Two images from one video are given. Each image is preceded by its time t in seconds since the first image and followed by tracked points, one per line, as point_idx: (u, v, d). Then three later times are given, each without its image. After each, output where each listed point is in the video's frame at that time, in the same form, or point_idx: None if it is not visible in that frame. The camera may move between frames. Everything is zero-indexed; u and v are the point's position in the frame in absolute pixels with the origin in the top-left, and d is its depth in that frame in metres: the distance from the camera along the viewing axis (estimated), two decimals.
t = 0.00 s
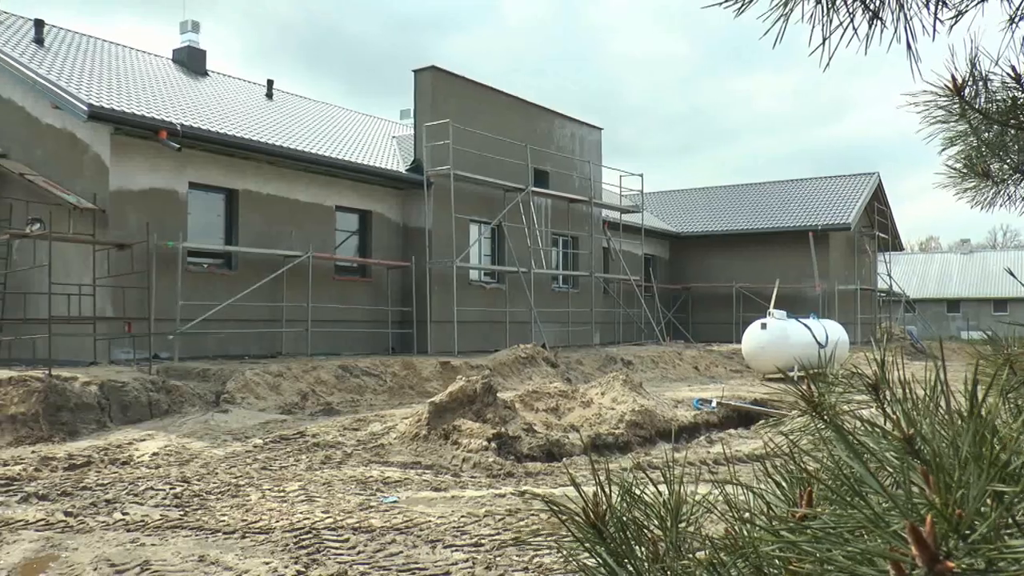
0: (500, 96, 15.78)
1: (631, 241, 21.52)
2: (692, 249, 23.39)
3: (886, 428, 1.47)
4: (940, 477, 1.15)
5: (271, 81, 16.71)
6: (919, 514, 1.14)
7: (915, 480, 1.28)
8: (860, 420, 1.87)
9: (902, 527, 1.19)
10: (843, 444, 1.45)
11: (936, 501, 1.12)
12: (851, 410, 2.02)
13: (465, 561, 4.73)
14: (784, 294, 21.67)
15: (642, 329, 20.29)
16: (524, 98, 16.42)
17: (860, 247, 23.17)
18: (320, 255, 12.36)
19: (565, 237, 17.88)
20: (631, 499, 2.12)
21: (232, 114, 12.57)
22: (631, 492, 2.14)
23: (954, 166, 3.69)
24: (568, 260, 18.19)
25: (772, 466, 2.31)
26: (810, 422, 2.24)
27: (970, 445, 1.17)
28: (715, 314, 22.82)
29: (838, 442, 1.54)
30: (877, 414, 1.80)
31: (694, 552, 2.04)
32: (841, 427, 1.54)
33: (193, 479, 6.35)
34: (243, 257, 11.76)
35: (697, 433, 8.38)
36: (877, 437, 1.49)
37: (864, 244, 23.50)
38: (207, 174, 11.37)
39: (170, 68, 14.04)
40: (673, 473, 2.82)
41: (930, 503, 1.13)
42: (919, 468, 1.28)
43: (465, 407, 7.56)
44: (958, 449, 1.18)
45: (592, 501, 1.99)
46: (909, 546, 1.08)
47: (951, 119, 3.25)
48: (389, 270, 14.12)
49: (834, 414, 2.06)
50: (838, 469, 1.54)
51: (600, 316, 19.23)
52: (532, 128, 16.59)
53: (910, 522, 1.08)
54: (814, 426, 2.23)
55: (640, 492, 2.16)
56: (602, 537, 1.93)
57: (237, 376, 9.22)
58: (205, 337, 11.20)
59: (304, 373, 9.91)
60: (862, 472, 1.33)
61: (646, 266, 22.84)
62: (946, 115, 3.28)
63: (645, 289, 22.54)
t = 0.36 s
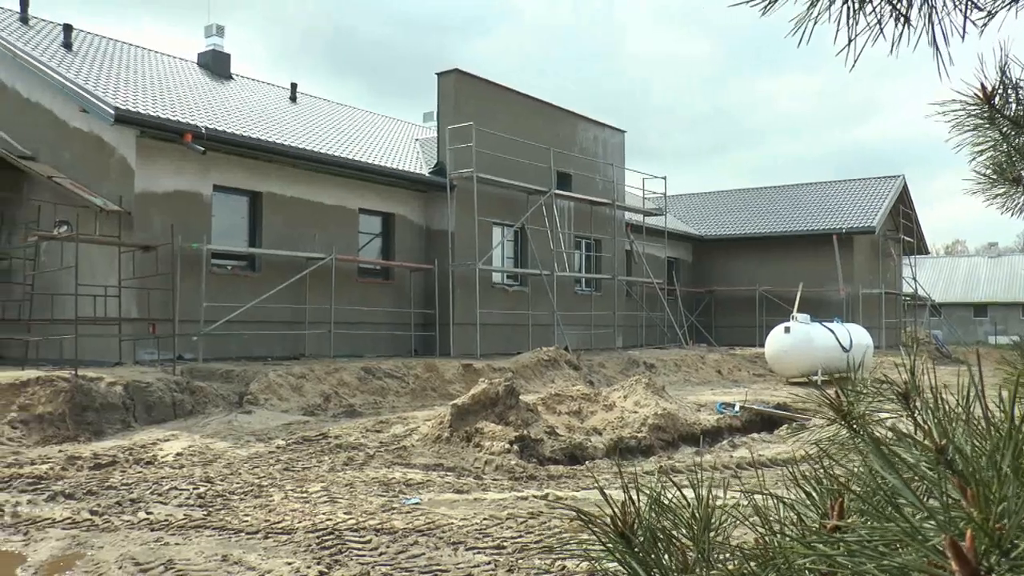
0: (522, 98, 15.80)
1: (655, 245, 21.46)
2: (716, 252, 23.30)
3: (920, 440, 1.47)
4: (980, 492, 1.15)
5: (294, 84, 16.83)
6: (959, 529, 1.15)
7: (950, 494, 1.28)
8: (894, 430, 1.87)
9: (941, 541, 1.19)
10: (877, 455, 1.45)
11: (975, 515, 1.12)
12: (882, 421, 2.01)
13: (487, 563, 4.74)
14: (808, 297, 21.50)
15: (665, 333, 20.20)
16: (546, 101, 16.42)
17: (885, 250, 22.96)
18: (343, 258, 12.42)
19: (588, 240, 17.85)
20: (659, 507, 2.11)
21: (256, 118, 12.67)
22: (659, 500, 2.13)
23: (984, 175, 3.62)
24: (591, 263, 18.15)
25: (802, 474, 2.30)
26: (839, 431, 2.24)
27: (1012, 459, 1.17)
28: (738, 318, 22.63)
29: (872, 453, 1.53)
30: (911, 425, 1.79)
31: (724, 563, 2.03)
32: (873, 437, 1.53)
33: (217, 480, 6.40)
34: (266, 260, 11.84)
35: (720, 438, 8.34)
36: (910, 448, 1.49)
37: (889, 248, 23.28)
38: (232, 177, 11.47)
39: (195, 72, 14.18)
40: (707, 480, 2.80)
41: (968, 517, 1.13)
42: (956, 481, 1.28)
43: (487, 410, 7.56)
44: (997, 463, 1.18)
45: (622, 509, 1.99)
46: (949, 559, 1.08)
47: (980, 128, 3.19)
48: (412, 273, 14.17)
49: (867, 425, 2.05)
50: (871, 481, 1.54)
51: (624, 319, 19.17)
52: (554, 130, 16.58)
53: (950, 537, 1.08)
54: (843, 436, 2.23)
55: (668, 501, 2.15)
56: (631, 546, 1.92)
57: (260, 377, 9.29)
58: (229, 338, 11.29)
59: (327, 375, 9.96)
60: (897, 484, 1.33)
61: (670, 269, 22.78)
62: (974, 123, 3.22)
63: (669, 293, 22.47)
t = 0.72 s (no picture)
0: (548, 99, 15.81)
1: (681, 245, 21.37)
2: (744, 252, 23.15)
3: (960, 439, 1.45)
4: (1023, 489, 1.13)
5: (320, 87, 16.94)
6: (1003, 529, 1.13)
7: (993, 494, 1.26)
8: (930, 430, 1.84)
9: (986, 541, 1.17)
10: (916, 454, 1.43)
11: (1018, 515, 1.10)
12: (916, 421, 1.99)
13: (513, 564, 4.75)
14: (834, 298, 21.30)
15: (692, 333, 20.09)
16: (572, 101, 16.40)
17: (914, 250, 22.69)
18: (369, 259, 12.46)
19: (614, 240, 17.80)
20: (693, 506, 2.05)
21: (284, 120, 12.78)
22: (695, 500, 2.07)
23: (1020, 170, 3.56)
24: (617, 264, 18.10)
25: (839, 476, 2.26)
26: (873, 431, 2.21)
27: None
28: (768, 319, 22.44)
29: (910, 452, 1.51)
30: (948, 424, 1.77)
31: (760, 563, 1.99)
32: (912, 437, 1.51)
33: (244, 479, 6.47)
34: (293, 260, 11.91)
35: (748, 440, 8.30)
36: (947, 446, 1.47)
37: (918, 248, 23.00)
38: (259, 178, 11.55)
39: (222, 75, 14.33)
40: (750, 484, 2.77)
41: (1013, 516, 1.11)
42: (999, 481, 1.25)
43: (513, 411, 7.56)
44: None
45: (656, 507, 1.95)
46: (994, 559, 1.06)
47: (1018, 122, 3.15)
48: (438, 274, 14.20)
49: (902, 427, 2.03)
50: (910, 479, 1.52)
51: (650, 320, 19.09)
52: (580, 131, 16.56)
53: (994, 536, 1.06)
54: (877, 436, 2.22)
55: (705, 500, 2.12)
56: (667, 545, 1.88)
57: (287, 378, 9.37)
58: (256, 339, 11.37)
59: (353, 375, 10.02)
60: (938, 482, 1.31)
61: (696, 270, 22.68)
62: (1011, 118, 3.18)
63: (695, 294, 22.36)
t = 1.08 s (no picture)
0: (577, 100, 15.81)
1: (709, 245, 21.22)
2: (773, 252, 22.96)
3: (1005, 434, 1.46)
4: None
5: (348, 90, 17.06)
6: None
7: None
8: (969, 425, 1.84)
9: None
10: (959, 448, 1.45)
11: None
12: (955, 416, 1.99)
13: (544, 565, 4.75)
14: (866, 299, 21.05)
15: (721, 334, 19.94)
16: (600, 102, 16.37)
17: (948, 249, 22.33)
18: (398, 261, 12.51)
19: (643, 241, 17.73)
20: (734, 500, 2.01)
21: (314, 124, 12.88)
22: (734, 493, 2.01)
23: None
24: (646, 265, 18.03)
25: (878, 473, 2.19)
26: (911, 429, 2.19)
27: None
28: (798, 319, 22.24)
29: (953, 447, 1.52)
30: (987, 418, 1.77)
31: (800, 556, 1.98)
32: (958, 434, 1.52)
33: (275, 479, 6.53)
34: (322, 262, 11.99)
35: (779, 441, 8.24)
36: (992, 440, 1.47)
37: (951, 247, 22.64)
38: (288, 182, 11.65)
39: (252, 79, 14.48)
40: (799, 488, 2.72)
41: None
42: None
43: (543, 412, 7.56)
44: None
45: (692, 503, 1.95)
46: None
47: None
48: (467, 275, 14.23)
49: (939, 422, 2.03)
50: (953, 474, 1.53)
51: (680, 320, 18.98)
52: (609, 131, 16.52)
53: None
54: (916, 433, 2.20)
55: (744, 494, 2.09)
56: (706, 539, 1.90)
57: (317, 379, 9.44)
58: (285, 341, 11.46)
59: (383, 377, 10.07)
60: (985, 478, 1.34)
61: (725, 270, 22.54)
62: None
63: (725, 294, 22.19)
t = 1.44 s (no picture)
0: (607, 102, 15.79)
1: (739, 245, 21.06)
2: (802, 252, 22.72)
3: None
4: None
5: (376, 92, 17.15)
6: None
7: None
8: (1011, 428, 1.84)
9: None
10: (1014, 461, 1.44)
11: None
12: (994, 416, 1.97)
13: (574, 567, 4.73)
14: (897, 299, 20.80)
15: (751, 335, 19.77)
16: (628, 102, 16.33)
17: (982, 249, 21.98)
18: (427, 262, 12.55)
19: (672, 241, 17.64)
20: (771, 499, 1.97)
21: (343, 127, 12.97)
22: (769, 490, 1.99)
23: None
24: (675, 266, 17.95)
25: (915, 469, 2.13)
26: (947, 426, 2.17)
27: None
28: (829, 320, 21.95)
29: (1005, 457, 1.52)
30: None
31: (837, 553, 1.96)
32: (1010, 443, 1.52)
33: (305, 480, 6.58)
34: (351, 264, 12.05)
35: (810, 443, 8.18)
36: None
37: (985, 247, 22.27)
38: (317, 184, 11.73)
39: (281, 83, 14.61)
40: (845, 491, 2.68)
41: None
42: None
43: (572, 413, 7.54)
44: None
45: (728, 501, 1.93)
46: None
47: None
48: (496, 276, 14.24)
49: (979, 422, 2.01)
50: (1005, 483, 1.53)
51: (709, 321, 18.87)
52: (637, 131, 16.47)
53: None
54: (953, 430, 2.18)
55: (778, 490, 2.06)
56: (740, 538, 1.89)
57: (346, 380, 9.50)
58: (315, 342, 11.54)
59: (412, 378, 10.11)
60: None
61: (754, 271, 22.37)
62: None
63: (754, 295, 22.00)
